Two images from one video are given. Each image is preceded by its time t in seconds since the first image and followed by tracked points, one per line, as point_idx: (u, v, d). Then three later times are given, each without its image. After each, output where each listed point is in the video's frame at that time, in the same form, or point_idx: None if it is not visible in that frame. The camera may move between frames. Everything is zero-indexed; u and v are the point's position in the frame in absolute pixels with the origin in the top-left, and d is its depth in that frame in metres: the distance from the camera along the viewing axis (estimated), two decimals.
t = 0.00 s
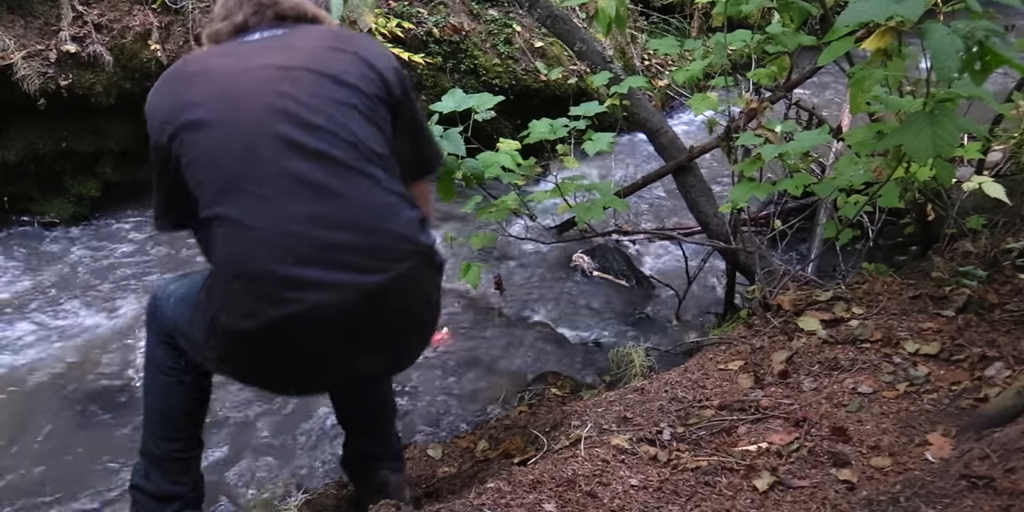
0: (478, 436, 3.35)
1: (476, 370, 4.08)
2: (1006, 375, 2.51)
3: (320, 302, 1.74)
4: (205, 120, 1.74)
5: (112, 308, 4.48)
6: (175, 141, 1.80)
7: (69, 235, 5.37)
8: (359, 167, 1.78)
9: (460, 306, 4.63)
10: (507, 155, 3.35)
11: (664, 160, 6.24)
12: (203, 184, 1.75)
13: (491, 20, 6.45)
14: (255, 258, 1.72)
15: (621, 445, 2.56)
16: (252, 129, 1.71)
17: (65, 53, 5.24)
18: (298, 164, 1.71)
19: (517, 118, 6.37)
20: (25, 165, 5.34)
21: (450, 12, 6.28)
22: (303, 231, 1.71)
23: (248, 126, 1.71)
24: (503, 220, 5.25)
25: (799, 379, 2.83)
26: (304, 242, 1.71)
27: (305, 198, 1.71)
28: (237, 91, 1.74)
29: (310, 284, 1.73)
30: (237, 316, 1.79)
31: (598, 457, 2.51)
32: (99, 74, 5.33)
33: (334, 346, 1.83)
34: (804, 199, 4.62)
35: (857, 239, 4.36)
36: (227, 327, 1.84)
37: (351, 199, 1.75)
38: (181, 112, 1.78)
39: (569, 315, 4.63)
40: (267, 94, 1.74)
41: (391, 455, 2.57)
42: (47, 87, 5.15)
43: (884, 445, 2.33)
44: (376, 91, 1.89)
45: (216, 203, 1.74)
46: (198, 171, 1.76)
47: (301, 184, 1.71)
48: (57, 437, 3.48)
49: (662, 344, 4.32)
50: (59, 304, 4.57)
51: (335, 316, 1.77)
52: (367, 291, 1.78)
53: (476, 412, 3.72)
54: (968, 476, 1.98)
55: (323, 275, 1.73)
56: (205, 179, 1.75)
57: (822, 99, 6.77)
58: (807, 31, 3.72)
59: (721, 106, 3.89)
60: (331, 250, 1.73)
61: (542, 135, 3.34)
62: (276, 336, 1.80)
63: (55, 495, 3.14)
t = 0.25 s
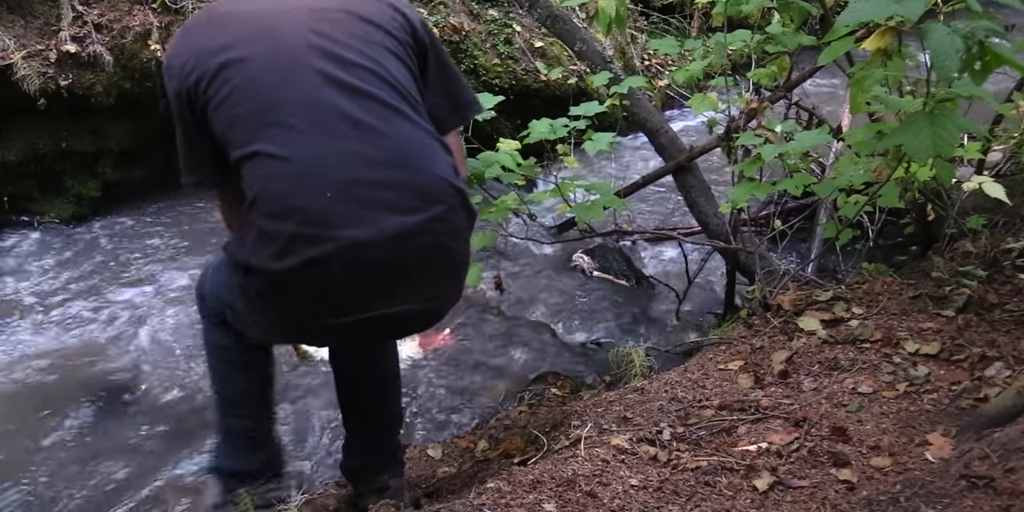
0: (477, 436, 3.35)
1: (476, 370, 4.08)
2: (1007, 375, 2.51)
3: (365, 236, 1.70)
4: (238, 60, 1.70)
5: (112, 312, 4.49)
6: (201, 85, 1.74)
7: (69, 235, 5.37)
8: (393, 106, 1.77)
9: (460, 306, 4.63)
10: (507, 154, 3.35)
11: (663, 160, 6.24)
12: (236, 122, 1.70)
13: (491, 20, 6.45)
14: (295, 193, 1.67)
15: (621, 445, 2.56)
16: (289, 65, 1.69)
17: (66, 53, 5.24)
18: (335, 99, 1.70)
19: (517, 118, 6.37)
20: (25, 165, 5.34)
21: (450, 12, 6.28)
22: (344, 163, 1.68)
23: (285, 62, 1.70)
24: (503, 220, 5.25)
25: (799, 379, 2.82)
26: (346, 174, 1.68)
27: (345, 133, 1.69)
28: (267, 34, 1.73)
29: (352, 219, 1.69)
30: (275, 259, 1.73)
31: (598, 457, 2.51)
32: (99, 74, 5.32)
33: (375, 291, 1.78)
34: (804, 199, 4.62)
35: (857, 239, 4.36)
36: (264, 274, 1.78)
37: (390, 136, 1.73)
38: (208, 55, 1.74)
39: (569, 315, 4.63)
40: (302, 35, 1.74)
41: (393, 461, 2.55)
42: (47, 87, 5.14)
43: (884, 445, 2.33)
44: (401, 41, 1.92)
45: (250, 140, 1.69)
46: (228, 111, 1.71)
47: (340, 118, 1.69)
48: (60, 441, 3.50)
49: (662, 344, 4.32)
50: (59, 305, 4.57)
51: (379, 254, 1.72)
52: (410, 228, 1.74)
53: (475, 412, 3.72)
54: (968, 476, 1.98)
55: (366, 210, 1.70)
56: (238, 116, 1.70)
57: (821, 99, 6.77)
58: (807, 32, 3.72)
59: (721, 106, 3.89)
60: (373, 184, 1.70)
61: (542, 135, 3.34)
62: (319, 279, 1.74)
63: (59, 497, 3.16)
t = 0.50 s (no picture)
0: (477, 436, 3.35)
1: (475, 370, 4.08)
2: (1007, 375, 2.51)
3: (369, 219, 1.71)
4: (234, 41, 1.68)
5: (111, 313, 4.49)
6: (195, 67, 1.72)
7: (70, 235, 5.37)
8: (394, 86, 1.77)
9: (460, 306, 4.63)
10: (508, 154, 3.35)
11: (663, 160, 6.24)
12: (234, 104, 1.69)
13: (491, 20, 6.45)
14: (298, 176, 1.67)
15: (621, 445, 2.56)
16: (287, 46, 1.68)
17: (65, 53, 5.23)
18: (335, 80, 1.69)
19: (517, 118, 6.37)
20: (25, 165, 5.34)
21: (450, 12, 6.28)
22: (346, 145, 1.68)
23: (282, 43, 1.68)
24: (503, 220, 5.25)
25: (799, 379, 2.82)
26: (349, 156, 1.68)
27: (346, 115, 1.69)
28: (262, 11, 1.71)
29: (355, 201, 1.70)
30: (278, 243, 1.74)
31: (598, 457, 2.50)
32: (99, 74, 5.32)
33: (378, 274, 1.79)
34: (804, 199, 4.62)
35: (857, 239, 4.36)
36: (268, 258, 1.78)
37: (391, 117, 1.73)
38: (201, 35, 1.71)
39: (569, 315, 4.63)
40: (299, 14, 1.73)
41: (393, 461, 2.51)
42: (47, 87, 5.14)
43: (884, 445, 2.33)
44: (398, 20, 1.92)
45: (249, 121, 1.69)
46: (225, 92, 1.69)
47: (341, 99, 1.69)
48: (62, 442, 3.51)
49: (662, 344, 4.32)
50: (59, 305, 4.57)
51: (382, 236, 1.73)
52: (412, 211, 1.75)
53: (474, 412, 3.72)
54: (968, 476, 1.98)
55: (368, 192, 1.70)
56: (236, 98, 1.68)
57: (820, 99, 6.77)
58: (807, 31, 3.72)
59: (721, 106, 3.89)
60: (375, 166, 1.71)
61: (542, 135, 3.34)
62: (323, 264, 1.75)
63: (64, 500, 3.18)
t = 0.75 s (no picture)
0: (477, 436, 3.35)
1: (475, 370, 4.07)
2: (1007, 375, 2.51)
3: (366, 198, 1.71)
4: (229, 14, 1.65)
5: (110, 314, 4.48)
6: (189, 42, 1.69)
7: (70, 235, 5.37)
8: (393, 63, 1.75)
9: (460, 306, 4.63)
10: (507, 154, 3.35)
11: (664, 160, 6.24)
12: (229, 81, 1.67)
13: (491, 20, 6.45)
14: (296, 154, 1.67)
15: (621, 445, 2.56)
16: (284, 21, 1.66)
17: (65, 53, 5.23)
18: (332, 58, 1.68)
19: (517, 118, 6.37)
20: (25, 165, 5.34)
21: (450, 12, 6.28)
22: (342, 124, 1.68)
23: (280, 19, 1.66)
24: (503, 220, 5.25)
25: (799, 379, 2.82)
26: (345, 136, 1.68)
27: (343, 93, 1.68)
28: None
29: (354, 182, 1.70)
30: (275, 222, 1.73)
31: (598, 457, 2.51)
32: (99, 74, 5.32)
33: (375, 255, 1.79)
34: (804, 199, 4.61)
35: (857, 239, 4.36)
36: (264, 238, 1.77)
37: (389, 95, 1.72)
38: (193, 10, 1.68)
39: (570, 315, 4.63)
40: None
41: (403, 455, 2.45)
42: (47, 87, 5.14)
43: (884, 445, 2.33)
44: None
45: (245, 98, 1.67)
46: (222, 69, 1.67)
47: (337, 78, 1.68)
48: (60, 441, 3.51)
49: (662, 344, 4.32)
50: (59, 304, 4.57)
51: (379, 216, 1.73)
52: (409, 190, 1.75)
53: (474, 412, 3.71)
54: (968, 476, 1.98)
55: (365, 172, 1.70)
56: (231, 75, 1.67)
57: (820, 99, 6.77)
58: (807, 31, 3.72)
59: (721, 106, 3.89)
60: (372, 146, 1.70)
61: (542, 135, 3.34)
62: (321, 245, 1.75)
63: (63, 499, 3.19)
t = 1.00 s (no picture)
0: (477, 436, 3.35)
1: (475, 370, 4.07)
2: (1007, 375, 2.51)
3: (387, 190, 1.80)
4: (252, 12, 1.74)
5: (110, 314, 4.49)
6: (211, 36, 1.78)
7: (70, 235, 5.37)
8: (409, 58, 1.85)
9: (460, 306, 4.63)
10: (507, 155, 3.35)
11: (664, 160, 6.24)
12: (255, 76, 1.75)
13: (491, 20, 6.45)
14: (317, 150, 1.76)
15: (621, 445, 2.56)
16: (305, 19, 1.75)
17: (65, 53, 5.23)
18: (351, 54, 1.77)
19: (516, 118, 6.37)
20: (25, 165, 5.34)
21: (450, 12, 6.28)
22: (363, 119, 1.77)
23: (300, 16, 1.75)
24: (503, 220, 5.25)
25: (799, 379, 2.83)
26: (368, 131, 1.78)
27: (361, 90, 1.78)
28: None
29: (371, 176, 1.79)
30: (298, 215, 1.81)
31: (598, 457, 2.50)
32: (99, 74, 5.32)
33: (395, 246, 1.87)
34: (804, 199, 4.61)
35: (857, 239, 4.36)
36: (286, 231, 1.85)
37: (405, 89, 1.82)
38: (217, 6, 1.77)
39: (570, 315, 4.63)
40: None
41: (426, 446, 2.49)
42: (47, 87, 5.14)
43: (884, 445, 2.33)
44: None
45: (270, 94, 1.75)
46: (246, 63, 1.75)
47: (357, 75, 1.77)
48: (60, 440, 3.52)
49: (662, 344, 4.32)
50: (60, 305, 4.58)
51: (399, 206, 1.82)
52: (429, 181, 1.84)
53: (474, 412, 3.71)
54: (967, 476, 1.98)
55: (385, 166, 1.79)
56: (255, 69, 1.75)
57: (820, 99, 6.76)
58: (807, 31, 3.72)
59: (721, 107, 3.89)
60: (393, 140, 1.80)
61: (542, 135, 3.34)
62: (341, 234, 1.83)
63: (63, 498, 3.19)
